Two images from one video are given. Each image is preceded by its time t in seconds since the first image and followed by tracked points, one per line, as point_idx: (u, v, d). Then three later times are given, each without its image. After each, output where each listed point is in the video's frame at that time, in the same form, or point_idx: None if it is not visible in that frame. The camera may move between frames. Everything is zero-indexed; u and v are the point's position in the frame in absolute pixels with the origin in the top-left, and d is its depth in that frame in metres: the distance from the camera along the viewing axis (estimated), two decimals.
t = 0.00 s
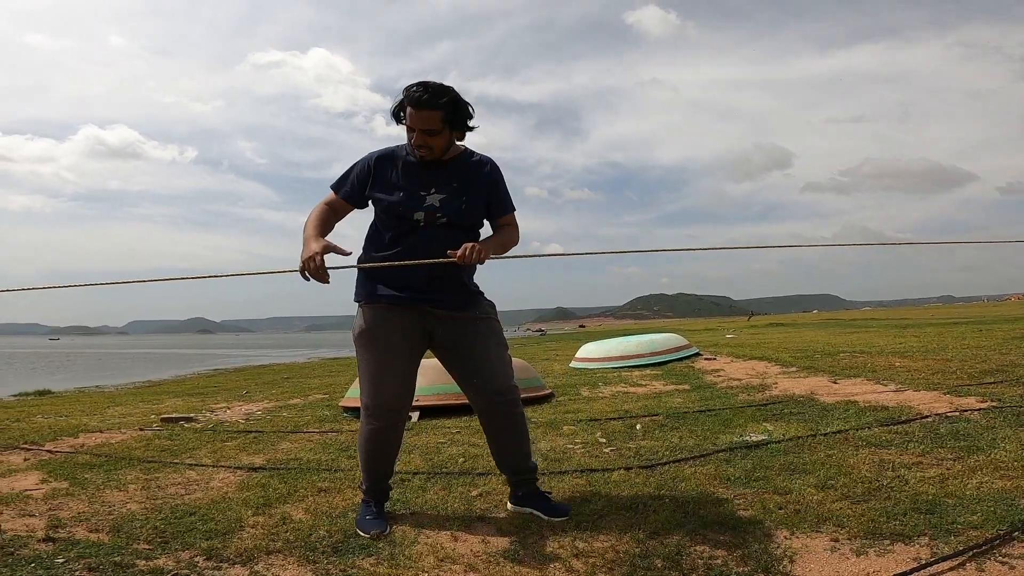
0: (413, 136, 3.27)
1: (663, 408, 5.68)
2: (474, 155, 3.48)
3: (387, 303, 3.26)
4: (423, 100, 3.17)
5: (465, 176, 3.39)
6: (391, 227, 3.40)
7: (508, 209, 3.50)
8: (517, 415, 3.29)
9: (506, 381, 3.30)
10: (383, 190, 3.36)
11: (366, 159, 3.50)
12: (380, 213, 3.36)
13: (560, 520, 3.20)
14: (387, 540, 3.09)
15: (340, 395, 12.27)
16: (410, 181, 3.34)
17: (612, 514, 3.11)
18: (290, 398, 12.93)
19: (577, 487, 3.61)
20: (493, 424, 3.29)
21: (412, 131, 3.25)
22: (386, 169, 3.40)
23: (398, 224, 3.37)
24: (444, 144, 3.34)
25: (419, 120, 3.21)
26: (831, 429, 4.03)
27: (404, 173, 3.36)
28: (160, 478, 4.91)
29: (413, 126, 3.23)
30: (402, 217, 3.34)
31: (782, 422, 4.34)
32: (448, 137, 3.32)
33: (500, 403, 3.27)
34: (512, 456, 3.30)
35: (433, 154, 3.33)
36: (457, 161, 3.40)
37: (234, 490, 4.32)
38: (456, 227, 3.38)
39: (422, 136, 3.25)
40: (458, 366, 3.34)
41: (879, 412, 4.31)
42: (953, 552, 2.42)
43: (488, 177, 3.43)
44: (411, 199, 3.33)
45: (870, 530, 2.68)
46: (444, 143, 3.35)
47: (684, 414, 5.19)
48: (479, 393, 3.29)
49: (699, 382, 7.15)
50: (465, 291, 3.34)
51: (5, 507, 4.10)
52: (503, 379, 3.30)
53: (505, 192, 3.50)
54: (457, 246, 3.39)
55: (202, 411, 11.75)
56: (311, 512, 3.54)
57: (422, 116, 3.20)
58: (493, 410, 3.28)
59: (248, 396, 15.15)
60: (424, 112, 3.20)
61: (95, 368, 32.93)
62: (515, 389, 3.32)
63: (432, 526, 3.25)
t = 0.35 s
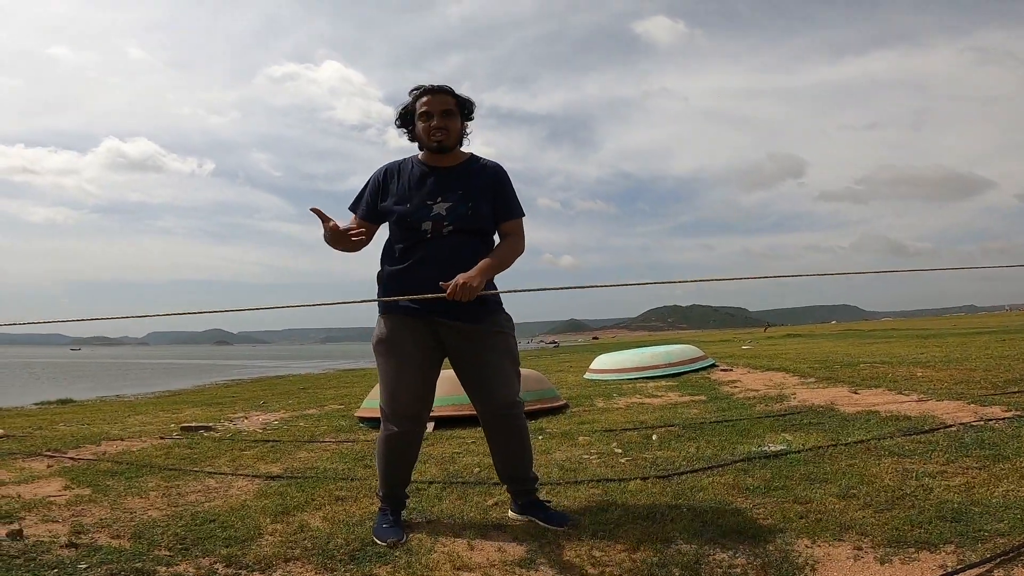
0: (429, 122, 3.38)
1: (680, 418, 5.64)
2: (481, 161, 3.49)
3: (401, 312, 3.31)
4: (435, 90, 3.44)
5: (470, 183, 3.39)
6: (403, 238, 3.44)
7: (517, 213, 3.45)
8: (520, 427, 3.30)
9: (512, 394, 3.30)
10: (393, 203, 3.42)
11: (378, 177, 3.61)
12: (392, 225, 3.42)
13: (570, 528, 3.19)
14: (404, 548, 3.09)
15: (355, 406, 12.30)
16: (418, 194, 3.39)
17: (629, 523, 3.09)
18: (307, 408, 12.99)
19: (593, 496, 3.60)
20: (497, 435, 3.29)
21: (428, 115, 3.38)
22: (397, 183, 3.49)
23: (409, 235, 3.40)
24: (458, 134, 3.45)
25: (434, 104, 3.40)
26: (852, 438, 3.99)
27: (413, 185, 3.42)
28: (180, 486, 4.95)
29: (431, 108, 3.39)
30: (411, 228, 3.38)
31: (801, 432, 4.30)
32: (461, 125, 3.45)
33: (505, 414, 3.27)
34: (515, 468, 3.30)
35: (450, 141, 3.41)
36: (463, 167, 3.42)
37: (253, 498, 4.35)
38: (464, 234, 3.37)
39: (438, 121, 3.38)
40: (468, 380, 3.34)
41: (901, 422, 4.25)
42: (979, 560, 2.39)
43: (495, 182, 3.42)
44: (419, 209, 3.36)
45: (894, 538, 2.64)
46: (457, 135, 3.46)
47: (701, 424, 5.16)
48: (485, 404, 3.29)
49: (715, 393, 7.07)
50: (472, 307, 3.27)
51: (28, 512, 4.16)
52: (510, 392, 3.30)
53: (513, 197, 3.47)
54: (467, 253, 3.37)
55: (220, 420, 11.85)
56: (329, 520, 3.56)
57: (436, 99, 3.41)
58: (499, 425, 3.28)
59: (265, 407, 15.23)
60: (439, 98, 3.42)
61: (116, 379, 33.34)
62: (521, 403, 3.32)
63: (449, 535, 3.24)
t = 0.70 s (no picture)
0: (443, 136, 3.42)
1: (696, 428, 5.60)
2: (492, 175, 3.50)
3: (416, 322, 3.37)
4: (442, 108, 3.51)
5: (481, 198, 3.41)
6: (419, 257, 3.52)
7: (529, 225, 3.41)
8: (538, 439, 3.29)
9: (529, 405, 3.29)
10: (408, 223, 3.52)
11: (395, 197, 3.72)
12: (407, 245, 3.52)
13: (587, 538, 3.18)
14: (420, 557, 3.10)
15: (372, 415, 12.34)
16: (430, 213, 3.46)
17: (645, 533, 3.07)
18: (323, 418, 13.05)
19: (609, 506, 3.58)
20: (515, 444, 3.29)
21: (441, 129, 3.42)
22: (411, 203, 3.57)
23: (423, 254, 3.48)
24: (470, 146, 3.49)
25: (446, 120, 3.46)
26: (873, 448, 3.94)
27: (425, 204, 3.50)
28: (200, 494, 5.00)
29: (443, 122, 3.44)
30: (426, 248, 3.45)
31: (820, 442, 4.25)
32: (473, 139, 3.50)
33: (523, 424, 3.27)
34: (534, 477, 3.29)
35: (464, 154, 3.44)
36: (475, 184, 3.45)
37: (272, 506, 4.38)
38: (476, 249, 3.39)
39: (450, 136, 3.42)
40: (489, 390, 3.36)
41: (924, 431, 4.20)
42: (1003, 570, 2.35)
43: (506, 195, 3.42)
44: (432, 228, 3.44)
45: (915, 547, 2.62)
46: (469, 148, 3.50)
47: (719, 434, 5.12)
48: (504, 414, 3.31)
49: (732, 403, 7.01)
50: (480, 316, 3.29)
51: (53, 519, 4.22)
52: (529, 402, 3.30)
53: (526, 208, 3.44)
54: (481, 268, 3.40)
55: (238, 429, 11.94)
56: (346, 529, 3.57)
57: (448, 115, 3.47)
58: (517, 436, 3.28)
59: (282, 416, 15.32)
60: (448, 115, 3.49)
61: (136, 388, 33.74)
62: (542, 414, 3.32)
63: (465, 544, 3.25)
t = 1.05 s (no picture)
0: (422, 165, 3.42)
1: (712, 437, 5.55)
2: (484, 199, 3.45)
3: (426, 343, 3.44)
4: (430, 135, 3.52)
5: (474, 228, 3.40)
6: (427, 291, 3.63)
7: (527, 246, 3.35)
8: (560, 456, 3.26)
9: (548, 422, 3.25)
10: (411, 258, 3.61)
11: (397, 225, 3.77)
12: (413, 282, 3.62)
13: (601, 547, 3.16)
14: (433, 565, 3.09)
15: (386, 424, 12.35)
16: (428, 249, 3.53)
17: (660, 541, 3.04)
18: (338, 427, 13.08)
19: (623, 514, 3.56)
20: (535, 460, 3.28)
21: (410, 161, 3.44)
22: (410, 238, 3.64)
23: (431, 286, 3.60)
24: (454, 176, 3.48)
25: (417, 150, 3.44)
26: (892, 456, 3.88)
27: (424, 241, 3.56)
28: (217, 502, 5.02)
29: (421, 150, 3.42)
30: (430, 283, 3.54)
31: (838, 450, 4.20)
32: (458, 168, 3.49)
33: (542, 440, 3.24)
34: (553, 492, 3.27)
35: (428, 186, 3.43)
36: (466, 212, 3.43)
37: (288, 514, 4.39)
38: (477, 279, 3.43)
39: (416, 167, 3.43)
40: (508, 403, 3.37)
41: (945, 439, 4.14)
42: None
43: (499, 220, 3.38)
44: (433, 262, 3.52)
45: (937, 554, 2.57)
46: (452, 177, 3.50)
47: (735, 443, 5.07)
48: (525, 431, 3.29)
49: (749, 411, 6.94)
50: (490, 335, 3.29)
51: (73, 524, 4.27)
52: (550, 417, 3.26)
53: (521, 231, 3.37)
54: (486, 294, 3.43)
55: (254, 438, 12.00)
56: (361, 537, 3.57)
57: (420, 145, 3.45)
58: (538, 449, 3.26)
59: (298, 424, 15.36)
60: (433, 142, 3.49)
61: (153, 396, 34.06)
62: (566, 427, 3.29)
63: (478, 552, 3.24)
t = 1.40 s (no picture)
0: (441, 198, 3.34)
1: (726, 441, 5.47)
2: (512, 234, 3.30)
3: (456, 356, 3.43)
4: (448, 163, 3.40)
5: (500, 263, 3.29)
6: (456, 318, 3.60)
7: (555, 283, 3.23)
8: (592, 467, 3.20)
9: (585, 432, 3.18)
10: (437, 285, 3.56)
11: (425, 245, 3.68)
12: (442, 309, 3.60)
13: (611, 550, 3.11)
14: (442, 569, 3.07)
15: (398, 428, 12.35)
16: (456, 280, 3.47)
17: (673, 546, 3.00)
18: (351, 431, 13.10)
19: (635, 518, 3.51)
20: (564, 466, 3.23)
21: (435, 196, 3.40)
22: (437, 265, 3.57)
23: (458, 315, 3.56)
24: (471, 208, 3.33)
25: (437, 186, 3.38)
26: (911, 460, 3.80)
27: (451, 272, 3.49)
28: (229, 505, 5.03)
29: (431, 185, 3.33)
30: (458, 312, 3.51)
31: (855, 455, 4.13)
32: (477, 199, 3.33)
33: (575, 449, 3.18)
34: (578, 498, 3.23)
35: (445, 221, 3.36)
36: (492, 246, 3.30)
37: (299, 516, 4.38)
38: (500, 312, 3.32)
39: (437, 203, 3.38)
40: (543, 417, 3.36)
41: (966, 442, 4.05)
42: None
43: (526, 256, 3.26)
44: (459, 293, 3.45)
45: (958, 559, 2.51)
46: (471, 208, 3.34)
47: (749, 447, 5.00)
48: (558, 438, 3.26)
49: (763, 416, 6.85)
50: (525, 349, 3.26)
51: (86, 526, 4.28)
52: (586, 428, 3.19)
53: (550, 265, 3.24)
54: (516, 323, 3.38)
55: (267, 441, 12.04)
56: (370, 540, 3.55)
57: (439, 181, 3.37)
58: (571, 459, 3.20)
59: (311, 428, 15.40)
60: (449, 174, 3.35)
61: (170, 400, 34.35)
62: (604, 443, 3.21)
63: (486, 557, 3.20)
